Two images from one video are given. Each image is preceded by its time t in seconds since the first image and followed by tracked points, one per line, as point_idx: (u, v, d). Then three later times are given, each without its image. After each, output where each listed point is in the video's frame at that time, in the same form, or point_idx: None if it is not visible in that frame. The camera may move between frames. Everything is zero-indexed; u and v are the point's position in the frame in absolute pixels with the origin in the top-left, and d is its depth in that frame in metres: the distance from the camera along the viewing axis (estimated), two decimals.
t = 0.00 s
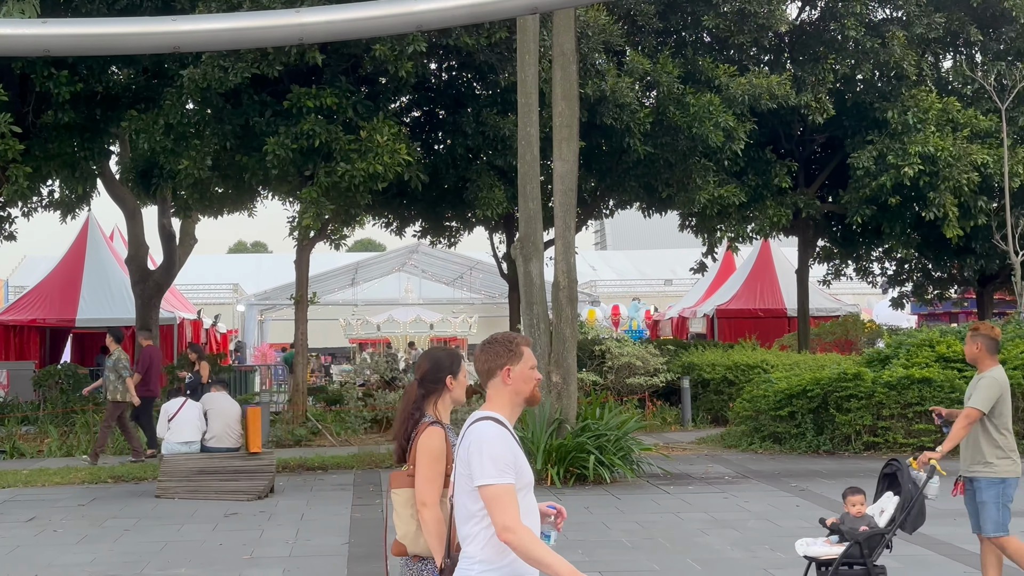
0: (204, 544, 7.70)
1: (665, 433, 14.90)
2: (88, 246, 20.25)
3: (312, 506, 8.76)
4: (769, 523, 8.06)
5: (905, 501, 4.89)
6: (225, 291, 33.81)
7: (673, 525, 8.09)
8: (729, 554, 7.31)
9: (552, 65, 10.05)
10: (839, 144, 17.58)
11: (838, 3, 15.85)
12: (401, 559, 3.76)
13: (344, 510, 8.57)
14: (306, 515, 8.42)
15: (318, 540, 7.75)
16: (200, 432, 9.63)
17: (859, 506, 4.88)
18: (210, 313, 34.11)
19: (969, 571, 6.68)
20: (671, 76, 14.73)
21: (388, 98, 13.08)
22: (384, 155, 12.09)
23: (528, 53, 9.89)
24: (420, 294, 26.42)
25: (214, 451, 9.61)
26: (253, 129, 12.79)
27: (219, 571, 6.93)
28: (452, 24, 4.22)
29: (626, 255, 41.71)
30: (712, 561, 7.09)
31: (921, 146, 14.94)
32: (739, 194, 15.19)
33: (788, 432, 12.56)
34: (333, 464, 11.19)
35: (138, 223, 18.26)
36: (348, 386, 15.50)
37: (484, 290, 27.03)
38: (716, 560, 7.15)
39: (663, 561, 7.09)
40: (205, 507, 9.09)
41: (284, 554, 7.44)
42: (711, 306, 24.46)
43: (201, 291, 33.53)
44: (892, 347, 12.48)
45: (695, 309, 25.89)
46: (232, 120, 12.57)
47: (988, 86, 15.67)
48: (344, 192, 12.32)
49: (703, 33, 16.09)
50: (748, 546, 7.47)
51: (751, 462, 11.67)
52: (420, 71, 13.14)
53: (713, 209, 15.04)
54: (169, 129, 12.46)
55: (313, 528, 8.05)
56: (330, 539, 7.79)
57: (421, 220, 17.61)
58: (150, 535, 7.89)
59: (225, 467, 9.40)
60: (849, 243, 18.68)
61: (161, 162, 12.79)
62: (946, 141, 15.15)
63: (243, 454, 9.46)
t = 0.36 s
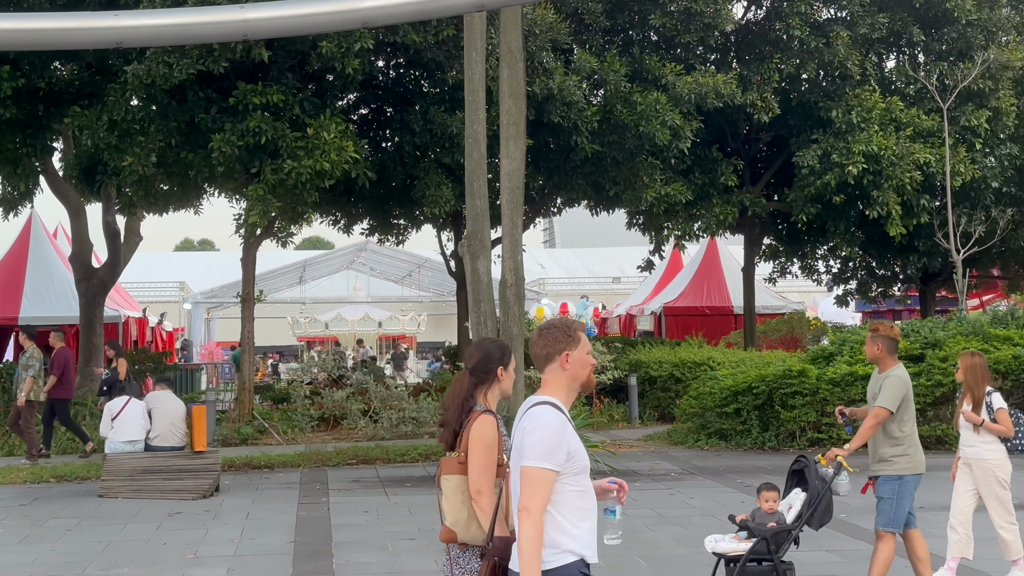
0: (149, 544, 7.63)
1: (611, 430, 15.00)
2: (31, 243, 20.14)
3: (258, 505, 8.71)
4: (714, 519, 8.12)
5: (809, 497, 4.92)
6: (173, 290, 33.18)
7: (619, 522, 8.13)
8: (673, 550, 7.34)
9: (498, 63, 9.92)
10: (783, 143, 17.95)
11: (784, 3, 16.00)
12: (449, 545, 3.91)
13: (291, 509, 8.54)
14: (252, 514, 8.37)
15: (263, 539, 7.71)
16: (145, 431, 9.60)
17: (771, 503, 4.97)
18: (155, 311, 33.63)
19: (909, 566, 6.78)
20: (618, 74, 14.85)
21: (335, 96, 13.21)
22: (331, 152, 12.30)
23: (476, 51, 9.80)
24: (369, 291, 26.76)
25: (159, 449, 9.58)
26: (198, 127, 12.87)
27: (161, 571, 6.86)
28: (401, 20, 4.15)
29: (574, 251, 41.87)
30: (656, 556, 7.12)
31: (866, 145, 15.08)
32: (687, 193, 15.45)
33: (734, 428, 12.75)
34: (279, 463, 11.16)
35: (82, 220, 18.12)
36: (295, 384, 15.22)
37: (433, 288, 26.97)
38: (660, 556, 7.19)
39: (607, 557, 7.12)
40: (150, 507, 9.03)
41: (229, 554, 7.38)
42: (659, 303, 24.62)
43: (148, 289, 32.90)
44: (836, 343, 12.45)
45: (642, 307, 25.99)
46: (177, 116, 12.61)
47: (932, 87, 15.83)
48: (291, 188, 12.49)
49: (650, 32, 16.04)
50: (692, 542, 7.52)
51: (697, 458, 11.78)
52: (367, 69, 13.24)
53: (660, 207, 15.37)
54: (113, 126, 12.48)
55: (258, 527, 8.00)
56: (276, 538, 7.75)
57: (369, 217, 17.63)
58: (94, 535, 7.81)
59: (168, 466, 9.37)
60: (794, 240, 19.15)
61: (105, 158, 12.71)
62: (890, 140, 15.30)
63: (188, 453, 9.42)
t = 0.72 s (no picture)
0: (89, 545, 7.55)
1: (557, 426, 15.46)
2: None
3: (200, 505, 8.67)
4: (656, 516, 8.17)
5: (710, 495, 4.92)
6: (114, 286, 32.27)
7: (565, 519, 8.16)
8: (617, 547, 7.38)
9: (443, 60, 10.25)
10: (727, 141, 18.06)
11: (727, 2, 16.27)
12: (511, 540, 3.93)
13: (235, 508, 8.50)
14: (194, 514, 8.33)
15: (206, 539, 7.65)
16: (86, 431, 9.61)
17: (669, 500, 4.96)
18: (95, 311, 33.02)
19: (850, 560, 6.89)
20: (563, 72, 15.28)
21: (278, 92, 13.60)
22: (275, 148, 12.63)
23: (420, 47, 10.16)
24: (314, 289, 26.01)
25: (100, 449, 9.54)
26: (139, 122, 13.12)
27: (101, 571, 6.78)
28: (345, 18, 4.51)
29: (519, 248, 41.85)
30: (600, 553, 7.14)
31: (809, 142, 15.50)
32: (631, 189, 15.61)
33: (679, 425, 12.90)
34: (223, 462, 11.17)
35: (21, 216, 18.08)
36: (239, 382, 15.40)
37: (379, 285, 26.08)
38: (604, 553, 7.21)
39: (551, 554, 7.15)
40: (90, 507, 8.96)
41: (171, 554, 7.31)
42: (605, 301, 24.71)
43: (87, 286, 32.04)
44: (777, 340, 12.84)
45: (588, 304, 26.15)
46: (118, 112, 12.87)
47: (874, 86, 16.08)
48: (236, 185, 12.86)
49: (595, 30, 16.43)
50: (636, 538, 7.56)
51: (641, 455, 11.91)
52: (310, 65, 13.58)
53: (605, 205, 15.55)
54: (52, 122, 12.80)
55: (200, 527, 7.95)
56: (219, 537, 7.69)
57: (313, 215, 17.75)
58: (34, 536, 7.73)
59: (109, 466, 9.33)
60: (739, 238, 19.70)
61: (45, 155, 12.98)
62: (832, 138, 15.69)
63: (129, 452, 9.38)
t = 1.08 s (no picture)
0: (38, 547, 7.46)
1: (511, 425, 15.73)
2: None
3: (151, 505, 8.64)
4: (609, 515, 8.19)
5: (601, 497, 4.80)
6: (64, 287, 32.11)
7: (519, 518, 8.17)
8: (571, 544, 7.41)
9: (396, 60, 10.39)
10: (680, 140, 18.60)
11: (680, 1, 16.51)
12: (579, 548, 3.97)
13: (187, 508, 8.47)
14: (144, 514, 8.29)
15: (156, 540, 7.60)
16: (34, 431, 9.60)
17: (559, 500, 5.03)
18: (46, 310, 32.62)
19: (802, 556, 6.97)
20: (516, 70, 15.45)
21: (229, 90, 13.86)
22: (226, 147, 12.91)
23: (373, 45, 10.28)
24: (267, 288, 26.99)
25: (49, 449, 9.54)
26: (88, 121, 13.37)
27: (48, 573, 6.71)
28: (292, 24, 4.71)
29: (474, 247, 41.96)
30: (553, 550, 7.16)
31: (761, 142, 15.96)
32: (585, 188, 16.18)
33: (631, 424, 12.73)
34: (175, 462, 11.16)
35: None
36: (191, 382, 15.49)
37: (332, 284, 27.51)
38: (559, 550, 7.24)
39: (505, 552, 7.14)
40: (40, 508, 8.91)
41: (121, 555, 7.24)
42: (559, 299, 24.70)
43: (39, 287, 31.78)
44: (731, 337, 13.28)
45: (542, 302, 25.94)
46: (66, 110, 13.09)
47: (825, 85, 16.50)
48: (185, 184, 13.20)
49: (548, 29, 16.68)
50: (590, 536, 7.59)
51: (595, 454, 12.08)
52: (262, 63, 13.79)
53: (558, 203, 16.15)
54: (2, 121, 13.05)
55: (151, 527, 7.91)
56: (170, 538, 7.63)
57: (266, 214, 17.87)
58: None
59: (57, 466, 9.27)
60: (692, 236, 20.15)
61: None
62: (785, 137, 16.18)
63: (79, 453, 9.33)
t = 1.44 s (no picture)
0: None
1: (477, 425, 15.80)
2: None
3: (114, 507, 8.61)
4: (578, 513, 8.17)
5: (520, 495, 5.14)
6: (27, 287, 31.86)
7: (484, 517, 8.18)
8: (536, 543, 7.40)
9: (360, 57, 10.35)
10: (645, 139, 19.44)
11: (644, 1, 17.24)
12: (646, 530, 4.31)
13: (149, 510, 8.44)
14: (107, 516, 8.26)
15: (119, 541, 7.55)
16: None
17: (478, 502, 5.18)
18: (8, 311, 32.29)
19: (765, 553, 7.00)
20: (481, 69, 15.74)
21: (193, 88, 13.98)
22: (190, 146, 13.11)
23: (337, 44, 10.21)
24: (231, 287, 27.54)
25: (10, 451, 9.50)
26: (51, 119, 13.50)
27: None
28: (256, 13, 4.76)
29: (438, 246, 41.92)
30: (519, 550, 7.16)
31: (725, 141, 16.60)
32: (549, 187, 16.73)
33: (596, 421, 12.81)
34: (139, 463, 11.13)
35: None
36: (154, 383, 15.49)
37: (298, 283, 28.77)
38: (524, 549, 7.23)
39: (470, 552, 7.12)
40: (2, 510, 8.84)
41: (83, 557, 7.18)
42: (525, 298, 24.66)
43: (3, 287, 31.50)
44: (697, 336, 13.26)
45: (507, 303, 25.92)
46: (29, 109, 13.23)
47: (787, 85, 17.12)
48: (149, 183, 13.37)
49: (513, 28, 16.97)
50: (555, 536, 7.58)
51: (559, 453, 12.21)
52: (226, 62, 14.01)
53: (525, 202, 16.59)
54: None
55: (114, 529, 7.86)
56: (133, 540, 7.58)
57: (230, 213, 18.01)
58: None
59: (20, 468, 9.21)
60: (657, 235, 20.62)
61: None
62: (748, 136, 16.79)
63: (41, 454, 9.29)
